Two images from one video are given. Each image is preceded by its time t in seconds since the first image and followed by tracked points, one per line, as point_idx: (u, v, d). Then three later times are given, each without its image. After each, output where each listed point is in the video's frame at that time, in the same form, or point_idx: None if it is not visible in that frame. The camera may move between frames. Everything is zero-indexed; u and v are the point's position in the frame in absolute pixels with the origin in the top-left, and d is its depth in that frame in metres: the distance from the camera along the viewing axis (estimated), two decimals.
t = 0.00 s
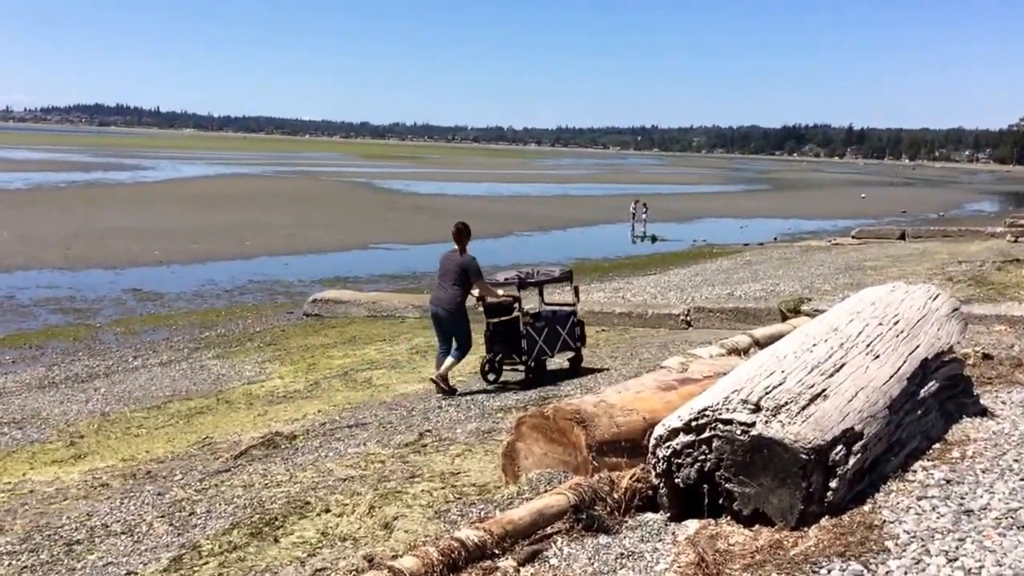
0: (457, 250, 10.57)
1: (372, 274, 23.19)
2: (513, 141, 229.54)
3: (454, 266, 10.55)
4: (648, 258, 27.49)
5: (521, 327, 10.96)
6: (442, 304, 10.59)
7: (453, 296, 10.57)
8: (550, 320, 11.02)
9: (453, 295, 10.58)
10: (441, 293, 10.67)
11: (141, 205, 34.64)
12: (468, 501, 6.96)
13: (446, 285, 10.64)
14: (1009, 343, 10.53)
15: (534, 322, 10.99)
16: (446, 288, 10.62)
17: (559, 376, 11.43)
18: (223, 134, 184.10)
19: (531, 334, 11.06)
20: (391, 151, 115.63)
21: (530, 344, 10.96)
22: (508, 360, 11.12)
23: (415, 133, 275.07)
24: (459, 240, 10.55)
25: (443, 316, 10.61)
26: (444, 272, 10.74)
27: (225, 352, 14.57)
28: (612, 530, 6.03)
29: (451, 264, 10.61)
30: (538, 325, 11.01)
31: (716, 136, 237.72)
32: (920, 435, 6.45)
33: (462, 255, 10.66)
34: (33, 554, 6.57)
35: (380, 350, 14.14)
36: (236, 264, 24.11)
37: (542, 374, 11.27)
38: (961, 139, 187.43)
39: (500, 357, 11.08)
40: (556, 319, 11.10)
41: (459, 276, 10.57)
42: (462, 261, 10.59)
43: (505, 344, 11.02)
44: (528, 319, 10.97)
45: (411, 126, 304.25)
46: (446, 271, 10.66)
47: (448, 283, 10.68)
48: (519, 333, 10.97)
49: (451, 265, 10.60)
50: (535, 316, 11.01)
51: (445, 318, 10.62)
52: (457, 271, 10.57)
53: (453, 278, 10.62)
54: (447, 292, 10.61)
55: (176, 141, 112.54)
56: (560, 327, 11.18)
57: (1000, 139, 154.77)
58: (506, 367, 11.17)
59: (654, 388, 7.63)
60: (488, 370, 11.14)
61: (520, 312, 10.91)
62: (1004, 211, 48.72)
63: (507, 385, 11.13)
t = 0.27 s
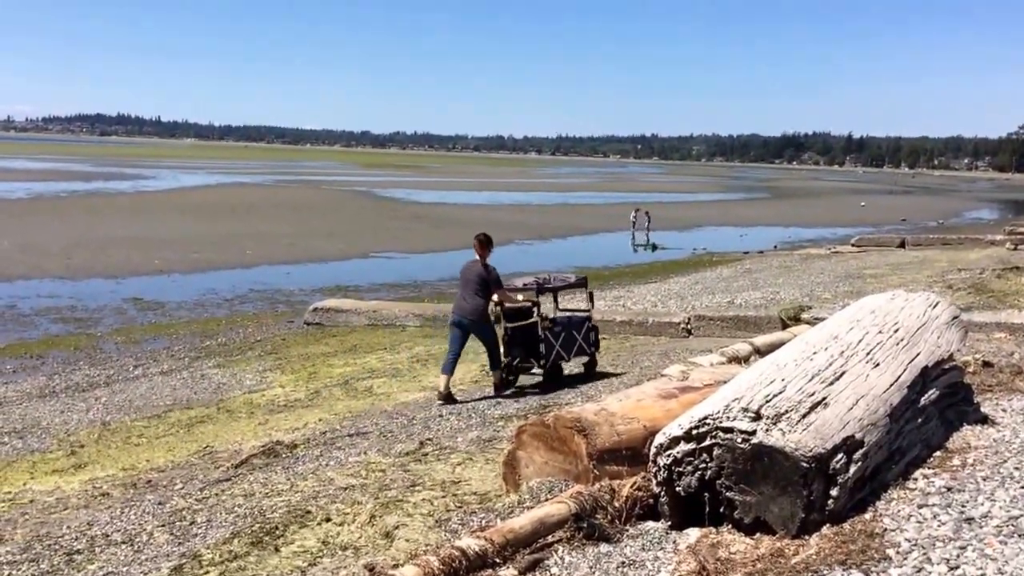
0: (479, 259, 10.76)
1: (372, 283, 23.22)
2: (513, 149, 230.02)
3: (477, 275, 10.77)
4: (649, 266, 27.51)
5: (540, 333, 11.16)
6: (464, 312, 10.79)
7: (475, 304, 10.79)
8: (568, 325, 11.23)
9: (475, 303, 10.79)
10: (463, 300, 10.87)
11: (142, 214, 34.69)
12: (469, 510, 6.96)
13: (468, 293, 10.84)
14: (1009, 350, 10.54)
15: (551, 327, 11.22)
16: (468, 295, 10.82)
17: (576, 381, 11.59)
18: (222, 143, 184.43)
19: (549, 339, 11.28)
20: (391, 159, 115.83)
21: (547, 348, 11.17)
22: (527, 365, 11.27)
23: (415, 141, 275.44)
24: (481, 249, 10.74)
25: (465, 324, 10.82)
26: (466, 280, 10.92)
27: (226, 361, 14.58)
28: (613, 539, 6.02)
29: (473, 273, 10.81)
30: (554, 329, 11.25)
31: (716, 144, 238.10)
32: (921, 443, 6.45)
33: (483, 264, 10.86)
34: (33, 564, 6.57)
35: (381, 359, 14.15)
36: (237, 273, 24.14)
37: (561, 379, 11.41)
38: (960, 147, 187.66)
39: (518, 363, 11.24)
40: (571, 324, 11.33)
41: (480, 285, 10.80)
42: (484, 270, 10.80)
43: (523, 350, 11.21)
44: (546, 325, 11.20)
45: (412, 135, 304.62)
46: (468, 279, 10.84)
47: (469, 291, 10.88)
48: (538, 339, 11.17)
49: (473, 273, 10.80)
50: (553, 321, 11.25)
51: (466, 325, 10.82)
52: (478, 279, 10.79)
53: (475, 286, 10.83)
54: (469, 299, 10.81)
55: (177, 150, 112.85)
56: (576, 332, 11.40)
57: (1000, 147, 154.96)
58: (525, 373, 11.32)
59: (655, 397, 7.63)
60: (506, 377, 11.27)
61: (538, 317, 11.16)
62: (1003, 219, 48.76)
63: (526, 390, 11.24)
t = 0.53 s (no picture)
0: (503, 266, 10.84)
1: (372, 292, 23.23)
2: (513, 159, 230.50)
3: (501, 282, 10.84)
4: (649, 276, 27.53)
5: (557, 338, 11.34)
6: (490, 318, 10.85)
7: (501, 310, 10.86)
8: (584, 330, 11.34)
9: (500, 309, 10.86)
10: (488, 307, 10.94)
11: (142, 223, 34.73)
12: (468, 519, 6.95)
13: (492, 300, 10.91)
14: (1007, 360, 10.55)
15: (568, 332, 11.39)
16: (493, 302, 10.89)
17: (589, 386, 11.77)
18: (222, 152, 184.79)
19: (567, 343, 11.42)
20: (391, 168, 116.03)
21: (563, 353, 11.31)
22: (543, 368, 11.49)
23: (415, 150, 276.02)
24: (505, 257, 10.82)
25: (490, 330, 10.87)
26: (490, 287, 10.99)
27: (226, 370, 14.58)
28: (612, 548, 6.02)
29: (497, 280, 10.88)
30: (570, 334, 11.38)
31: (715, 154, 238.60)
32: (920, 453, 6.45)
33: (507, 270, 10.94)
34: (31, 572, 6.55)
35: (381, 368, 14.15)
36: (236, 282, 24.16)
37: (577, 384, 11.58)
38: (959, 158, 187.98)
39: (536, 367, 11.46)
40: (586, 329, 11.44)
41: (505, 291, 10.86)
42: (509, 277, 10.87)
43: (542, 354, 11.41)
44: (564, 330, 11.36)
45: (412, 144, 305.00)
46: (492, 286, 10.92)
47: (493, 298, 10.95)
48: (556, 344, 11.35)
49: (498, 281, 10.87)
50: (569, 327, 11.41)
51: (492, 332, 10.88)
52: (503, 286, 10.86)
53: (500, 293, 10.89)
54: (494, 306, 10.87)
55: (177, 159, 113.07)
56: (591, 336, 11.54)
57: (998, 157, 155.32)
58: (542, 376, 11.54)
59: (654, 406, 7.64)
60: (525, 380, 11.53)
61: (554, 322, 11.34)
62: (1002, 229, 48.86)
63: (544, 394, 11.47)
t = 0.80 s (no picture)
0: (522, 271, 10.94)
1: (372, 298, 23.23)
2: (512, 166, 230.75)
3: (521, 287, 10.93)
4: (648, 283, 27.54)
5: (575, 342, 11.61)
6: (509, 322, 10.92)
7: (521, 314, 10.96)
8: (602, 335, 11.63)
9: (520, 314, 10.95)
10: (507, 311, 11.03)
11: (142, 229, 34.72)
12: (466, 526, 6.95)
13: (511, 304, 11.01)
14: (1006, 368, 10.56)
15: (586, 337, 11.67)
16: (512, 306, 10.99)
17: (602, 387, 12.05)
18: (222, 159, 185.19)
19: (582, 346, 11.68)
20: (391, 175, 116.07)
21: (581, 356, 11.59)
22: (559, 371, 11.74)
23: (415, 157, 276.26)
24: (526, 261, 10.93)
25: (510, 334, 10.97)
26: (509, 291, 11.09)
27: (225, 376, 14.57)
28: (610, 555, 6.02)
29: (517, 284, 10.99)
30: (588, 338, 11.66)
31: (714, 162, 238.81)
32: (919, 461, 6.45)
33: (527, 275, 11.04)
34: None
35: (380, 374, 14.14)
36: (236, 288, 24.16)
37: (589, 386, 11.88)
38: (958, 165, 188.07)
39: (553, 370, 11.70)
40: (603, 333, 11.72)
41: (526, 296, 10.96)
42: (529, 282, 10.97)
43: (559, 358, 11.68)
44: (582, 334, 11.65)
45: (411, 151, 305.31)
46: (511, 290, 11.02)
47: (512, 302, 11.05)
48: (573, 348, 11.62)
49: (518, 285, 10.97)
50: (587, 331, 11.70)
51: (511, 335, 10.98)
52: (523, 290, 10.95)
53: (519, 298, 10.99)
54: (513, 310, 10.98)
55: (177, 165, 113.15)
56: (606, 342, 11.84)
57: (997, 165, 155.50)
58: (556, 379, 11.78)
59: (653, 413, 7.65)
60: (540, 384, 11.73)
61: (572, 325, 11.63)
62: (1000, 237, 48.93)
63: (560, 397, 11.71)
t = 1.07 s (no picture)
0: (539, 274, 11.14)
1: (371, 301, 23.24)
2: (512, 170, 230.82)
3: (539, 290, 11.13)
4: (647, 286, 27.55)
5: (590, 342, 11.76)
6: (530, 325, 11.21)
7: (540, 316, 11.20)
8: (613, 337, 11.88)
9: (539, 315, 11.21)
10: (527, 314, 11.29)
11: (142, 232, 34.73)
12: (465, 530, 6.94)
13: (531, 306, 11.24)
14: (1005, 373, 10.55)
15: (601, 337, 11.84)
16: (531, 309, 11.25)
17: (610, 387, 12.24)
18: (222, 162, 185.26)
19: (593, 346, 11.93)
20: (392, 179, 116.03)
21: (596, 356, 11.75)
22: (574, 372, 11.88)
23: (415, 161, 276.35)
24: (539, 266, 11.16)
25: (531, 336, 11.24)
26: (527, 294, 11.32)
27: (225, 378, 14.57)
28: (609, 559, 6.02)
29: (535, 287, 11.20)
30: (601, 338, 11.85)
31: (714, 166, 238.84)
32: (918, 466, 6.45)
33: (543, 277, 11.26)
34: None
35: (379, 377, 14.14)
36: (236, 291, 24.16)
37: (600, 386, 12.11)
38: (957, 171, 188.20)
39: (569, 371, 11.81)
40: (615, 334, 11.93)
41: (544, 297, 11.18)
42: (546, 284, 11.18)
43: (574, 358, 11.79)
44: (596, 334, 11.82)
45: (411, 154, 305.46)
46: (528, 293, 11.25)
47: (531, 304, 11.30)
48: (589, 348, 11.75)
49: (535, 289, 11.20)
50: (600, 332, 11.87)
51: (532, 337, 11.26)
52: (540, 292, 11.17)
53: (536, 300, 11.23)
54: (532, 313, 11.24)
55: (177, 168, 113.12)
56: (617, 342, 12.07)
57: (996, 170, 155.61)
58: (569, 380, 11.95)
59: (652, 416, 7.64)
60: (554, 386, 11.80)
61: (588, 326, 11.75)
62: (1000, 242, 48.91)
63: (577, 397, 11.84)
